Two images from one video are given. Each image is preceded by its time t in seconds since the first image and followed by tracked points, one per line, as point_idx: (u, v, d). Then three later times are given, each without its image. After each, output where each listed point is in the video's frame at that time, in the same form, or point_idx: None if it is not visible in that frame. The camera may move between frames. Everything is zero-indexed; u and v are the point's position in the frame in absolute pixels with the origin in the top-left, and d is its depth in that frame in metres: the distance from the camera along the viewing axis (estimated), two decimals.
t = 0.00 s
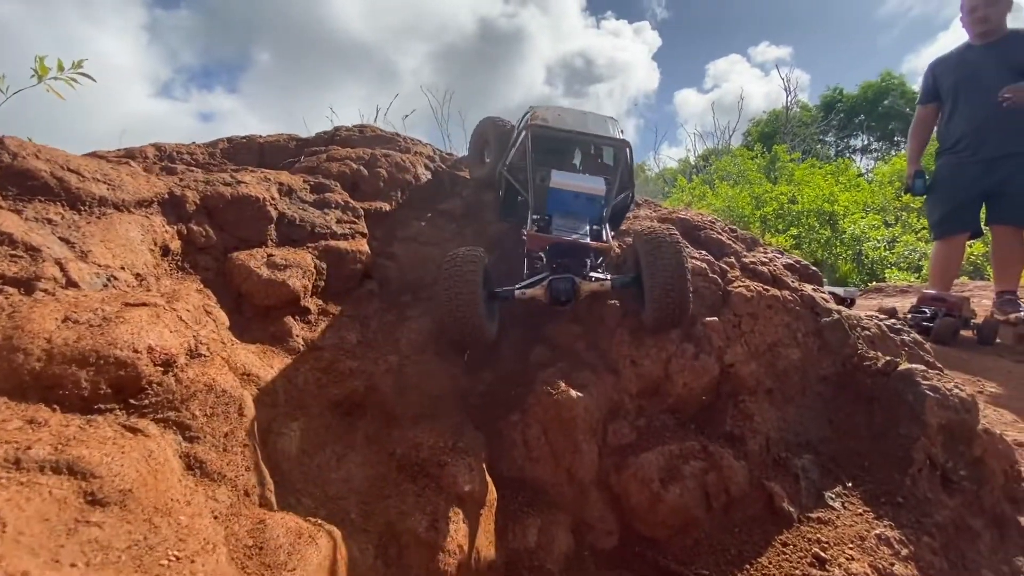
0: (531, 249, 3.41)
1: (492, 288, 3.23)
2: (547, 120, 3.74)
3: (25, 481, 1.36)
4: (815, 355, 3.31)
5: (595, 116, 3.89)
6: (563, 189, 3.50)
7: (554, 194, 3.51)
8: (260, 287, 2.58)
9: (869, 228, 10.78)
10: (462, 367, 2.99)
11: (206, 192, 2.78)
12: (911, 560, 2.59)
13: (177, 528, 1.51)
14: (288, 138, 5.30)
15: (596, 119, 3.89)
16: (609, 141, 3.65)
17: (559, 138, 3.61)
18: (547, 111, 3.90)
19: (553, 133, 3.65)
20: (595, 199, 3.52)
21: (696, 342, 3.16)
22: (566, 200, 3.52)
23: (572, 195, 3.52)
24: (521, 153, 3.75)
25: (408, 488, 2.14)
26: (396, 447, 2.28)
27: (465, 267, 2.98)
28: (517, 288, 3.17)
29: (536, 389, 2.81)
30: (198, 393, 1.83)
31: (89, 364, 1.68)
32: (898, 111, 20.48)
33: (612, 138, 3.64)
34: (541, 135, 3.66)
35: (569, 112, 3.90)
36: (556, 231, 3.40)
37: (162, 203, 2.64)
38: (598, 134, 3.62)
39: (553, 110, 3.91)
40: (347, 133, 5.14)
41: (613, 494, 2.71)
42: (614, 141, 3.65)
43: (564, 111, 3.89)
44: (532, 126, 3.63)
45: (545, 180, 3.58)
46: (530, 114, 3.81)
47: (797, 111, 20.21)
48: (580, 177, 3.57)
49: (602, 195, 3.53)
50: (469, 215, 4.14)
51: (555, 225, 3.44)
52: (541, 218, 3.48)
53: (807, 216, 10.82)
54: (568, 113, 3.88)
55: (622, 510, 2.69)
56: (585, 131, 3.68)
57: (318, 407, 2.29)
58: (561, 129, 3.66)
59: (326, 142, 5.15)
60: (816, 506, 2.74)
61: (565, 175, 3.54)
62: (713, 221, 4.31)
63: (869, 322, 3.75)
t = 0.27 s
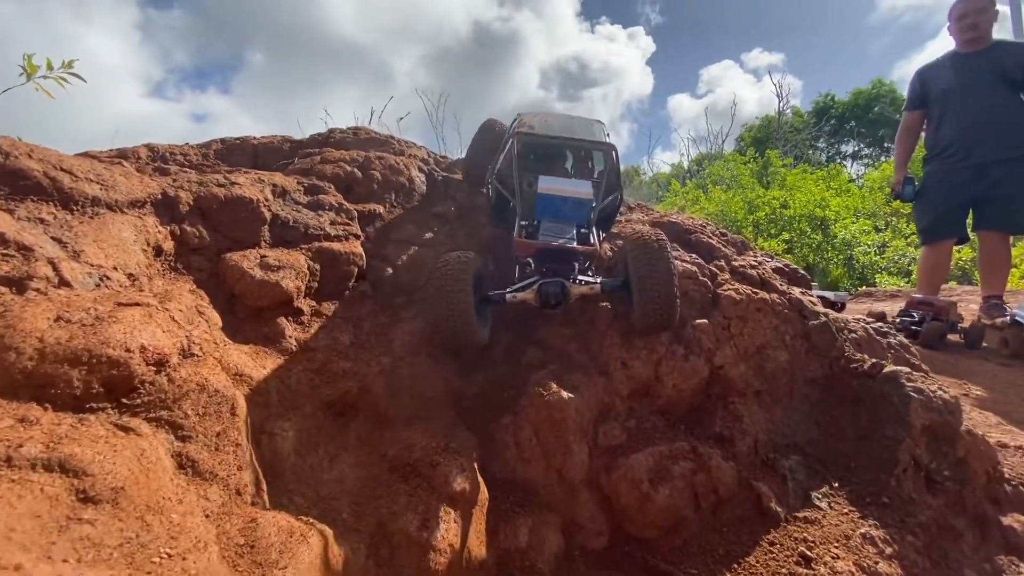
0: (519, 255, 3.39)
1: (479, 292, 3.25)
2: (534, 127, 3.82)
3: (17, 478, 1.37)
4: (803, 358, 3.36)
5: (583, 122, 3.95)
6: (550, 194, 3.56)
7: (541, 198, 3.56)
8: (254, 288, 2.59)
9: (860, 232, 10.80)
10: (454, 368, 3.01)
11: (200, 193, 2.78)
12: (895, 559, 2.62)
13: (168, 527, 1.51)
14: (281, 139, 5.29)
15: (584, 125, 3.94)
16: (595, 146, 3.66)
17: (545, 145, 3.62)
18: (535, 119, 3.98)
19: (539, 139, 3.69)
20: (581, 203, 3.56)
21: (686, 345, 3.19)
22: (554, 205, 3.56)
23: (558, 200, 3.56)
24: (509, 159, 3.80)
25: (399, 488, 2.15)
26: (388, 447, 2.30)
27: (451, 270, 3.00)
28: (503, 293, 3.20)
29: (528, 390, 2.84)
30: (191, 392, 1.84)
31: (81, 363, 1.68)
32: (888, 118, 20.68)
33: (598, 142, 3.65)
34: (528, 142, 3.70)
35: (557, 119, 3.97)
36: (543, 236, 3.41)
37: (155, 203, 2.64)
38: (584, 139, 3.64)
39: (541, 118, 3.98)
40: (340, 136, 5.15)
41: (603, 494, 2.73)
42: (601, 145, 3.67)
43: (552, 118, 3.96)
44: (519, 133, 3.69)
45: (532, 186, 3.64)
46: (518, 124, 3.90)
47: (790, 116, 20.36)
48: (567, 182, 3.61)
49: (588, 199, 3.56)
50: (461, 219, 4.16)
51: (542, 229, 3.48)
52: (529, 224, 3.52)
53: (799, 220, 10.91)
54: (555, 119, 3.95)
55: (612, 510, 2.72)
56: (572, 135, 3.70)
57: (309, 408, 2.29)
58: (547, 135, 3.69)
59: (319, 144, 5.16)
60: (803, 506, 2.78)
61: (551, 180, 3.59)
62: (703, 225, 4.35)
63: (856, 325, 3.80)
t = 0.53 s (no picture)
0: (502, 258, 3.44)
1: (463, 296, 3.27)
2: (527, 133, 3.80)
3: None
4: (791, 366, 3.36)
5: (577, 130, 3.94)
6: (540, 200, 3.53)
7: (531, 204, 3.53)
8: (240, 296, 2.56)
9: (849, 238, 11.01)
10: (442, 377, 2.99)
11: (186, 200, 2.76)
12: (881, 569, 2.62)
13: (143, 545, 1.49)
14: (271, 144, 5.27)
15: (578, 132, 3.94)
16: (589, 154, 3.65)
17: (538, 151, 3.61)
18: (529, 125, 3.96)
19: (532, 145, 3.67)
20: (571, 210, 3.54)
21: (675, 353, 3.19)
22: (543, 211, 3.54)
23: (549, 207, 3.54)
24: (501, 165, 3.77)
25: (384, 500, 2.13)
26: (374, 458, 2.28)
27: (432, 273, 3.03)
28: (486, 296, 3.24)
29: (516, 399, 2.82)
30: (171, 405, 1.81)
31: (58, 376, 1.66)
32: (878, 125, 20.85)
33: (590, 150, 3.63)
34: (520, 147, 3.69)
35: (551, 126, 3.96)
36: (527, 241, 3.42)
37: (140, 210, 2.61)
38: (576, 147, 3.63)
39: (535, 124, 3.97)
40: (331, 141, 5.13)
41: (591, 504, 2.72)
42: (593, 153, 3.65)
43: (546, 125, 3.95)
44: (512, 138, 3.68)
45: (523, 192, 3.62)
46: (513, 130, 3.89)
47: (781, 123, 20.49)
48: (558, 189, 3.60)
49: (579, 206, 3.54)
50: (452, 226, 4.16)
51: (527, 234, 3.48)
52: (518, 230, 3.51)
53: (790, 226, 10.98)
54: (549, 126, 3.93)
55: (599, 520, 2.70)
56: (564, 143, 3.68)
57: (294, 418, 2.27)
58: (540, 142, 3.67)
59: (310, 149, 5.13)
60: (790, 516, 2.78)
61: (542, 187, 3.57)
62: (693, 233, 4.37)
63: (843, 334, 3.82)
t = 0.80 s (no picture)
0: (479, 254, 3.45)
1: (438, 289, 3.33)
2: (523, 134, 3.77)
3: None
4: (778, 372, 3.36)
5: (575, 135, 3.90)
6: (527, 201, 3.54)
7: (518, 204, 3.55)
8: (221, 302, 2.52)
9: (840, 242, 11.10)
10: (428, 383, 2.96)
11: (167, 203, 2.71)
12: None
13: (112, 561, 1.44)
14: (259, 146, 5.21)
15: (574, 136, 3.90)
16: (581, 158, 3.62)
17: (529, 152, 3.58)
18: (527, 127, 3.93)
19: (526, 146, 3.65)
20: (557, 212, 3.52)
21: (663, 359, 3.17)
22: (529, 211, 3.55)
23: (536, 208, 3.54)
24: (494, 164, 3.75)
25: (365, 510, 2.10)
26: (356, 467, 2.24)
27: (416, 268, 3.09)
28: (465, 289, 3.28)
29: (502, 406, 2.79)
30: (144, 414, 1.78)
31: (25, 385, 1.61)
32: (867, 130, 21.02)
33: (583, 154, 3.60)
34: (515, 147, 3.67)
35: (549, 129, 3.93)
36: (505, 238, 3.41)
37: (119, 213, 2.57)
38: (570, 150, 3.60)
39: (532, 126, 3.93)
40: (319, 144, 5.09)
41: (578, 512, 2.70)
42: (586, 158, 3.62)
43: (544, 127, 3.92)
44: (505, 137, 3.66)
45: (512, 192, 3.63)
46: (510, 130, 3.87)
47: (772, 127, 20.61)
48: (546, 192, 3.58)
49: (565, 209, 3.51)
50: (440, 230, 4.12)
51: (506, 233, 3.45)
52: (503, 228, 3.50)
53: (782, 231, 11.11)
54: (546, 128, 3.91)
55: (585, 529, 2.68)
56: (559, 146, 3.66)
57: (275, 427, 2.23)
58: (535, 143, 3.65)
59: (297, 152, 5.09)
60: (777, 523, 2.76)
61: (530, 188, 3.56)
62: (681, 239, 4.36)
63: (830, 339, 3.83)
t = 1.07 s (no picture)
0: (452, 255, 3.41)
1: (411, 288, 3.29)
2: (510, 139, 3.73)
3: None
4: (763, 381, 3.33)
5: (564, 142, 3.85)
6: (509, 205, 3.51)
7: (500, 208, 3.54)
8: (194, 312, 2.46)
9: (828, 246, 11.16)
10: (409, 393, 2.91)
11: (139, 210, 2.65)
12: None
13: None
14: (242, 150, 5.13)
15: (564, 143, 3.86)
16: (566, 166, 3.62)
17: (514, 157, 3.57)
18: (516, 131, 3.89)
19: (512, 152, 3.63)
20: (538, 219, 3.49)
21: (647, 369, 3.14)
22: (511, 216, 3.53)
23: (518, 213, 3.51)
24: (479, 168, 3.74)
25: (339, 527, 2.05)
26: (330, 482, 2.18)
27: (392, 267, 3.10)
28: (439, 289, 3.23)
29: (483, 417, 2.75)
30: (105, 433, 1.74)
31: None
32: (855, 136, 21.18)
33: (567, 162, 3.60)
34: (500, 152, 3.64)
35: (539, 135, 3.88)
36: (480, 240, 3.35)
37: (88, 220, 2.50)
38: (556, 158, 3.60)
39: (521, 131, 3.89)
40: (302, 149, 5.03)
41: (560, 526, 2.66)
42: (571, 166, 3.62)
43: (534, 133, 3.88)
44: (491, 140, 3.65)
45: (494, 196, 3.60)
46: (499, 135, 3.83)
47: (761, 132, 20.72)
48: (530, 197, 3.54)
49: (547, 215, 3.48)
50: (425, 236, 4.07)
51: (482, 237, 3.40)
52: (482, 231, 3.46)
53: (772, 234, 11.13)
54: (535, 134, 3.87)
55: (567, 543, 2.65)
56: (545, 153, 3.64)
57: (248, 443, 2.18)
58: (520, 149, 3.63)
59: (280, 156, 5.02)
60: (761, 536, 2.74)
61: (513, 193, 3.53)
62: (667, 246, 4.34)
63: (815, 347, 3.82)
